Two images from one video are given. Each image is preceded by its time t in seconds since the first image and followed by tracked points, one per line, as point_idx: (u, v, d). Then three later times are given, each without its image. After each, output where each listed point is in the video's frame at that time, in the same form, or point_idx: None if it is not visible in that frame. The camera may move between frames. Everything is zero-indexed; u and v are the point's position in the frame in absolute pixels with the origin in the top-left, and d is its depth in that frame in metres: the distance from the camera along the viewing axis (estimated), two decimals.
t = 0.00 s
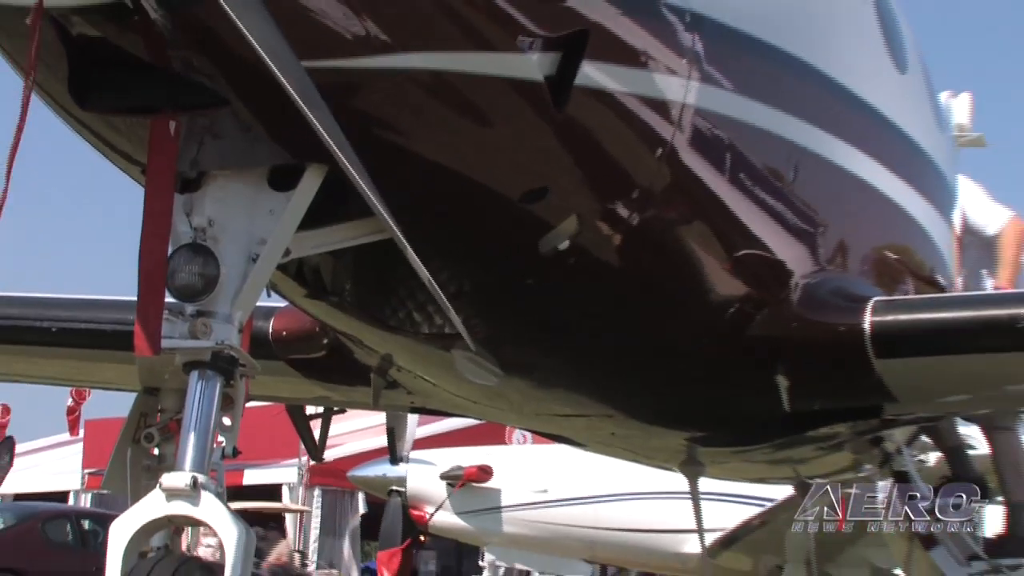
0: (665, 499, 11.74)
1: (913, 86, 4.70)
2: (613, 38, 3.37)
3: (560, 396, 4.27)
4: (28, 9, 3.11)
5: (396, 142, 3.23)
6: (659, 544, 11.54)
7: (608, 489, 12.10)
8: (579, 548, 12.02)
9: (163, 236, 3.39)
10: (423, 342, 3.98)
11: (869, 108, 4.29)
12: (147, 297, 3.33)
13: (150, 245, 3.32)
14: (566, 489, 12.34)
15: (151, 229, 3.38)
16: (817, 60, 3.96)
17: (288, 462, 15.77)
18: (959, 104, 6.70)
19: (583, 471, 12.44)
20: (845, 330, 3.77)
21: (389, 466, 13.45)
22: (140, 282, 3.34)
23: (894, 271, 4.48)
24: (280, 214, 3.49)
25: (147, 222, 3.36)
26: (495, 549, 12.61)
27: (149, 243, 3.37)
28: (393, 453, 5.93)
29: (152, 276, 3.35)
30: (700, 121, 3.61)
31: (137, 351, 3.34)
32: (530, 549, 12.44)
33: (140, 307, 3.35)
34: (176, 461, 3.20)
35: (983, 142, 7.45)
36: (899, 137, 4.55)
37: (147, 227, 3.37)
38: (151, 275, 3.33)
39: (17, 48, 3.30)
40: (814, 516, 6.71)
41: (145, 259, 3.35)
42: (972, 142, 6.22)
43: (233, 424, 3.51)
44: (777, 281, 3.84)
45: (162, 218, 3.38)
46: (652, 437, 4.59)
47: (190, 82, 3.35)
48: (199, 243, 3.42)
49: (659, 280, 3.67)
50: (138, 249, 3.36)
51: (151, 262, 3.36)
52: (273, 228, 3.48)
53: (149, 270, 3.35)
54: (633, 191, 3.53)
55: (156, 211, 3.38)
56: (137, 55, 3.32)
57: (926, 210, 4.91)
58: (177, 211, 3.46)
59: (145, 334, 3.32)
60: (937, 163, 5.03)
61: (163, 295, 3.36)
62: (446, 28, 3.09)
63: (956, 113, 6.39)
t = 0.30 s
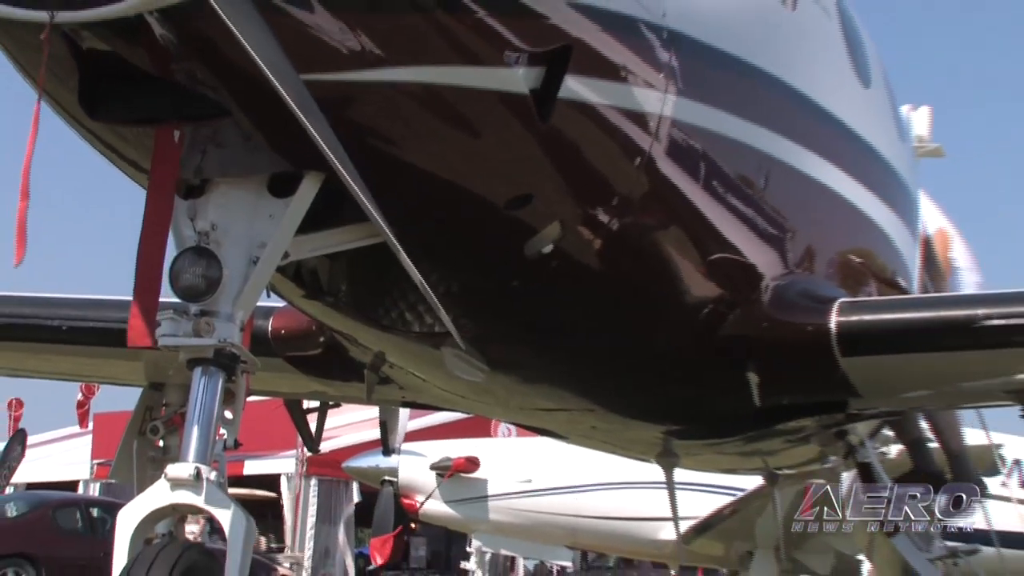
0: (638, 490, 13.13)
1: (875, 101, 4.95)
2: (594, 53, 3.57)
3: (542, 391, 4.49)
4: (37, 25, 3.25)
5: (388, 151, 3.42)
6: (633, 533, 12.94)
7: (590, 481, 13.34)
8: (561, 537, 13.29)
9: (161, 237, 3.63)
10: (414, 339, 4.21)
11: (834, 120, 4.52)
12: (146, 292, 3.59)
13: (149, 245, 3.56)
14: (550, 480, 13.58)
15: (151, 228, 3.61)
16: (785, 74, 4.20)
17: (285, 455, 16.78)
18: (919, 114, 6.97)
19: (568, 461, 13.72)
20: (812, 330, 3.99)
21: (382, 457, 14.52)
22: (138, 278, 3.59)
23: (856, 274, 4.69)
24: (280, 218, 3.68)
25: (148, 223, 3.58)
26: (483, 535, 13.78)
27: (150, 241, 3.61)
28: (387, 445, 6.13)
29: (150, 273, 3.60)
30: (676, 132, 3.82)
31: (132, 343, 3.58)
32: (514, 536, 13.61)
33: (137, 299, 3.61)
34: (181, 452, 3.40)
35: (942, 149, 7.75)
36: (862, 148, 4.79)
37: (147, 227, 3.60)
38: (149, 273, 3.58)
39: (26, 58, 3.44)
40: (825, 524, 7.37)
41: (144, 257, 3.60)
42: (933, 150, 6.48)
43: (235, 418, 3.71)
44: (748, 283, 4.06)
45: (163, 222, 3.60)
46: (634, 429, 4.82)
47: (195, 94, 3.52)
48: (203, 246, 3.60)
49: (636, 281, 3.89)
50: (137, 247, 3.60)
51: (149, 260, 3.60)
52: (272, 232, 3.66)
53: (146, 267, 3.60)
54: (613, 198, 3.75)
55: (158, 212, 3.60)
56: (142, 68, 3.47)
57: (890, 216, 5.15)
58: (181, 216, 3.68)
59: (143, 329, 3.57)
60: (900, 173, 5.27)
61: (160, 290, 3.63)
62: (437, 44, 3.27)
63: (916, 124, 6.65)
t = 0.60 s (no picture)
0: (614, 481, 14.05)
1: (836, 107, 5.15)
2: (572, 64, 3.73)
3: (523, 387, 4.68)
4: (39, 36, 3.38)
5: (375, 157, 3.56)
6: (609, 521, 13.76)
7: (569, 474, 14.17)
8: (541, 524, 14.15)
9: (154, 237, 3.74)
10: (402, 339, 4.39)
11: (799, 127, 4.74)
12: (138, 290, 3.70)
13: (139, 244, 3.65)
14: (532, 472, 14.40)
15: (144, 228, 3.73)
16: (757, 85, 4.43)
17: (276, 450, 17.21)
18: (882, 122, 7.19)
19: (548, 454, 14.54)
20: (781, 329, 4.27)
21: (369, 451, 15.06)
22: (130, 275, 3.71)
23: (825, 276, 5.01)
24: (271, 222, 3.82)
25: (140, 223, 3.71)
26: (467, 525, 14.51)
27: (141, 241, 3.73)
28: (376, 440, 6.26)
29: (142, 272, 3.73)
30: (652, 140, 4.01)
31: (124, 338, 3.68)
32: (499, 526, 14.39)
33: (131, 298, 3.75)
34: (175, 446, 3.53)
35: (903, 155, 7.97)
36: (825, 153, 5.03)
37: (139, 228, 3.72)
38: (140, 271, 3.71)
39: (28, 69, 3.58)
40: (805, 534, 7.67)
41: (136, 255, 3.72)
42: (896, 158, 6.69)
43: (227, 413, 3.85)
44: (720, 283, 4.33)
45: (155, 222, 3.72)
46: (611, 423, 5.00)
47: (190, 102, 3.68)
48: (198, 248, 3.73)
49: (615, 283, 4.11)
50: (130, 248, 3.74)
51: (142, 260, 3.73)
52: (264, 235, 3.81)
53: (139, 267, 3.73)
54: (590, 203, 3.94)
55: (153, 215, 3.71)
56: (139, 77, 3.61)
57: (854, 220, 5.40)
58: (176, 218, 3.80)
59: (134, 322, 3.68)
60: (862, 176, 5.51)
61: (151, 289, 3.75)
62: (422, 56, 3.42)
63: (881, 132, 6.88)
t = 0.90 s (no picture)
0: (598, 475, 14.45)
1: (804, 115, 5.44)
2: (556, 75, 3.91)
3: (508, 383, 4.87)
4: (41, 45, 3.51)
5: (367, 163, 3.72)
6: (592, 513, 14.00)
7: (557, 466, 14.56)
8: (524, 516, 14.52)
9: (153, 235, 3.86)
10: (392, 338, 4.57)
11: (766, 132, 5.02)
12: (136, 288, 3.83)
13: (139, 243, 3.77)
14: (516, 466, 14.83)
15: (143, 226, 3.84)
16: (728, 94, 4.70)
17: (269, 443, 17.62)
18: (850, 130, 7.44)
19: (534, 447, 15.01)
20: (755, 329, 4.49)
21: (360, 446, 15.34)
22: (128, 274, 3.84)
23: (796, 277, 5.25)
24: (267, 225, 3.99)
25: (138, 222, 3.83)
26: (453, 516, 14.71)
27: (139, 241, 3.83)
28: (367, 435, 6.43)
29: (140, 271, 3.85)
30: (630, 146, 4.23)
31: (119, 335, 3.79)
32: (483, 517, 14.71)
33: (128, 295, 3.87)
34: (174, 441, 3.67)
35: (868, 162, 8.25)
36: (792, 156, 5.29)
37: (138, 227, 3.84)
38: (138, 269, 3.83)
39: (31, 77, 3.71)
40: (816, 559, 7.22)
41: (135, 253, 3.84)
42: (865, 165, 6.93)
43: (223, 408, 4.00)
44: (696, 285, 4.55)
45: (153, 222, 3.84)
46: (594, 417, 5.19)
47: (186, 110, 3.82)
48: (196, 251, 3.89)
49: (596, 284, 4.32)
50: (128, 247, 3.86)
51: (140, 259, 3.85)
52: (259, 238, 3.97)
53: (137, 265, 3.86)
54: (572, 208, 4.14)
55: (151, 215, 3.83)
56: (135, 85, 3.73)
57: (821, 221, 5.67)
58: (175, 222, 3.96)
59: (130, 322, 3.78)
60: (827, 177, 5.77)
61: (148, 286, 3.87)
62: (413, 67, 3.59)
63: (850, 140, 7.13)
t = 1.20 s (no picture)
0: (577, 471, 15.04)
1: (778, 123, 5.61)
2: (536, 82, 4.04)
3: (491, 382, 4.99)
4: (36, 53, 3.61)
5: (354, 168, 3.84)
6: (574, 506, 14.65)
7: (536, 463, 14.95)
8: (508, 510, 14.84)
9: (147, 239, 3.97)
10: (378, 338, 4.68)
11: (741, 139, 5.18)
12: (129, 293, 3.93)
13: (132, 247, 3.88)
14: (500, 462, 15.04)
15: (136, 230, 3.96)
16: (705, 101, 4.84)
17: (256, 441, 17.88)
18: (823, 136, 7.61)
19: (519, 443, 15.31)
20: (730, 328, 4.65)
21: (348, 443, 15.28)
22: (123, 279, 3.95)
23: (770, 279, 5.41)
24: (257, 228, 4.07)
25: (132, 227, 3.94)
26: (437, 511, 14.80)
27: (134, 245, 3.95)
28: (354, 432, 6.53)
29: (134, 274, 3.96)
30: (609, 152, 4.37)
31: (116, 338, 3.86)
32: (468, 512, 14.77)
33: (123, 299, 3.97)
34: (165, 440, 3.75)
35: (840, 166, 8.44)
36: (766, 162, 5.45)
37: (132, 232, 3.95)
38: (131, 272, 3.93)
39: (27, 84, 3.79)
40: None
41: (129, 258, 3.95)
42: (837, 169, 7.10)
43: (214, 408, 4.09)
44: (672, 286, 4.69)
45: (146, 226, 3.95)
46: (575, 414, 5.32)
47: (177, 116, 3.91)
48: (187, 253, 3.97)
49: (577, 285, 4.45)
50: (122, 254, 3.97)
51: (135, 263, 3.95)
52: (249, 241, 4.05)
53: (133, 271, 3.97)
54: (553, 212, 4.27)
55: (145, 220, 3.95)
56: (128, 92, 3.84)
57: (795, 225, 5.83)
58: (167, 225, 4.03)
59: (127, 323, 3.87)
60: (800, 181, 5.94)
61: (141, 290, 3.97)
62: (397, 74, 3.70)
63: (821, 146, 7.31)
